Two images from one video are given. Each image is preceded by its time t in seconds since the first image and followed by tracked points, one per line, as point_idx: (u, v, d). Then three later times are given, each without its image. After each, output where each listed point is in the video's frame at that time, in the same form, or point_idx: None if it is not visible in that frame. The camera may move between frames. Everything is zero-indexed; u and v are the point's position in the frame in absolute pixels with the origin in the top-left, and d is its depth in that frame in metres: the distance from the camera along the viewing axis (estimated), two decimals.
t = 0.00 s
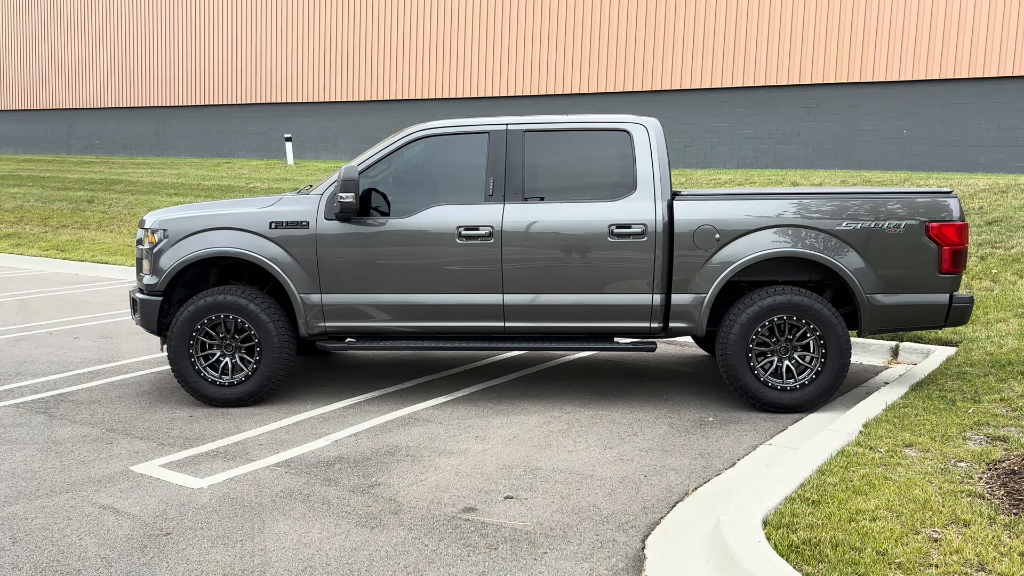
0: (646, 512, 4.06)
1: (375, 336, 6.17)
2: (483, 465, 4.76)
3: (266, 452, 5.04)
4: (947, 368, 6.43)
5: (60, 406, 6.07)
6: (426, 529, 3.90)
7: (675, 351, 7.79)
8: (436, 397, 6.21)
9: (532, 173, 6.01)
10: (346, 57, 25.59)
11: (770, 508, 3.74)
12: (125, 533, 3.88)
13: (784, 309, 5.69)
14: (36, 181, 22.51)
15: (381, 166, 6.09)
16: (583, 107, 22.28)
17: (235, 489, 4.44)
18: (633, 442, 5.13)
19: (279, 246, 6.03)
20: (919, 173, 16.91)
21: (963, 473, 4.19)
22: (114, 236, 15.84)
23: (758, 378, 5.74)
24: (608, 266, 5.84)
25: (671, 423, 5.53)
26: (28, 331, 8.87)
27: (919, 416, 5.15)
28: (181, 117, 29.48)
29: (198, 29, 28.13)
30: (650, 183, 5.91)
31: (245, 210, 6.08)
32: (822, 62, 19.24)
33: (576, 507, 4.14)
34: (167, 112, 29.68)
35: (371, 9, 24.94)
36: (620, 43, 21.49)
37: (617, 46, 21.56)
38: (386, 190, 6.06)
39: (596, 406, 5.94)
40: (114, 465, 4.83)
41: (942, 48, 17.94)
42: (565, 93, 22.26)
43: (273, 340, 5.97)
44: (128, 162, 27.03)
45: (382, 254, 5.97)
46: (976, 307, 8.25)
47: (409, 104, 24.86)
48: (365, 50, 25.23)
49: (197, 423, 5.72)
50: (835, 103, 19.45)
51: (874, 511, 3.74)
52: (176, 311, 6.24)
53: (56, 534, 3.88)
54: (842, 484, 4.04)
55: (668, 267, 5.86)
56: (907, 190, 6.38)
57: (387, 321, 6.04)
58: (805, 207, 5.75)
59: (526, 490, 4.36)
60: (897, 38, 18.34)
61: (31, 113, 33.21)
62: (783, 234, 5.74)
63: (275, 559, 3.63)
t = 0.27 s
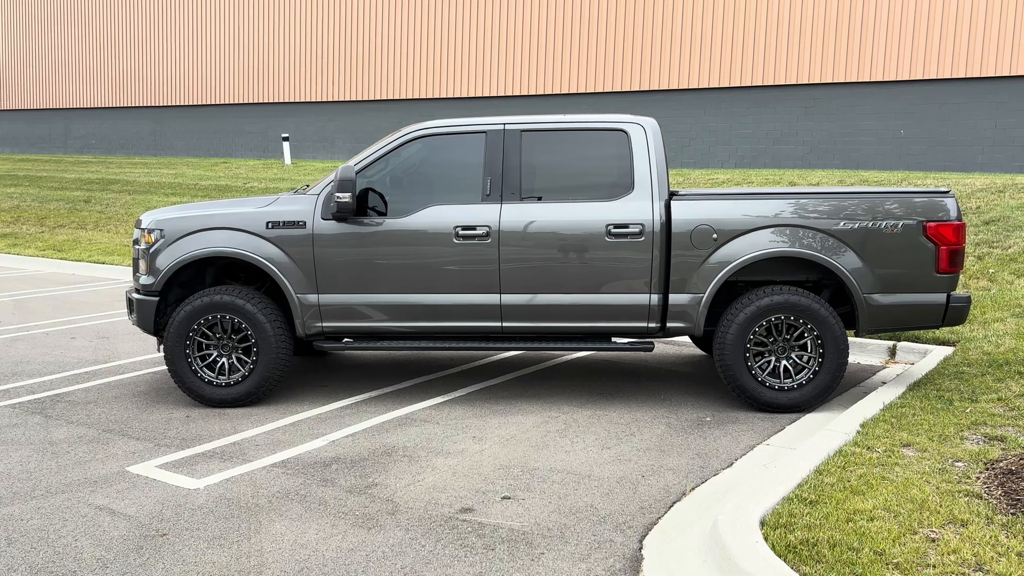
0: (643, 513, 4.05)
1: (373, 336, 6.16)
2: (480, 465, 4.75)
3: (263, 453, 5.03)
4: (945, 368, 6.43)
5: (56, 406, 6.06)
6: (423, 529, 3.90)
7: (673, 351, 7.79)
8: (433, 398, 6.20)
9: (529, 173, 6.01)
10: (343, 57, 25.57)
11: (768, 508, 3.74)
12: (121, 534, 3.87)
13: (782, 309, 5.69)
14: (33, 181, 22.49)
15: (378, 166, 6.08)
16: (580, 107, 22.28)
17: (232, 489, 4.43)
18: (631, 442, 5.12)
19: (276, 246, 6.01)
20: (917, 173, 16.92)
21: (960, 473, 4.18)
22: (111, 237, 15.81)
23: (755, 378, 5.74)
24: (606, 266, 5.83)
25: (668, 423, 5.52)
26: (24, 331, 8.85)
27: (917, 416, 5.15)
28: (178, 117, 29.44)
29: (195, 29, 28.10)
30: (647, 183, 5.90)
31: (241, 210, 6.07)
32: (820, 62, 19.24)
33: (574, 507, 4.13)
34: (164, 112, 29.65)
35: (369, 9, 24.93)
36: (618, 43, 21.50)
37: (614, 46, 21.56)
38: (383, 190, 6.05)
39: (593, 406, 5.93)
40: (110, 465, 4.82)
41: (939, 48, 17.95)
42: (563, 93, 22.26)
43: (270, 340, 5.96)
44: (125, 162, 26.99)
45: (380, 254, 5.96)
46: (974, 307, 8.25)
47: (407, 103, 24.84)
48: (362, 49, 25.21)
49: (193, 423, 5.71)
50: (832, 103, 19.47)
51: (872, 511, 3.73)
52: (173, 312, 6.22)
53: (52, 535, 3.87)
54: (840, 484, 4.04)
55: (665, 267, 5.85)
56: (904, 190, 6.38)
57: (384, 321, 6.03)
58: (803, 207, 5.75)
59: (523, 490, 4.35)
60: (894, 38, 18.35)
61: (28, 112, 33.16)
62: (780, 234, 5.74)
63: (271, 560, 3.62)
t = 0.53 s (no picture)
0: (640, 512, 4.04)
1: (369, 335, 6.15)
2: (476, 464, 4.74)
3: (259, 452, 5.02)
4: (942, 367, 6.42)
5: (51, 406, 6.04)
6: (419, 529, 3.88)
7: (670, 351, 7.78)
8: (430, 397, 6.18)
9: (526, 172, 5.99)
10: (341, 56, 25.54)
11: (764, 508, 3.73)
12: (115, 534, 3.85)
13: (778, 308, 5.68)
14: (30, 181, 22.44)
15: (374, 166, 6.06)
16: (578, 106, 22.27)
17: (227, 489, 4.41)
18: (628, 441, 5.11)
19: (272, 246, 6.00)
20: (914, 172, 16.93)
21: (956, 472, 4.18)
22: (108, 236, 15.77)
23: (752, 377, 5.73)
24: (602, 265, 5.82)
25: (665, 423, 5.51)
26: (20, 331, 8.82)
27: (914, 415, 5.14)
28: (175, 116, 29.40)
29: (192, 28, 28.06)
30: (644, 182, 5.89)
31: (237, 210, 6.05)
32: (817, 62, 19.25)
33: (570, 507, 4.12)
34: (161, 111, 29.60)
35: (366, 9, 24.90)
36: (616, 43, 21.49)
37: (612, 45, 21.55)
38: (379, 189, 6.04)
39: (590, 406, 5.92)
40: (105, 465, 4.80)
41: (936, 48, 17.95)
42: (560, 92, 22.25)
43: (265, 339, 5.94)
44: (122, 162, 26.95)
45: (376, 253, 5.95)
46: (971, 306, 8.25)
47: (404, 103, 24.81)
48: (360, 49, 25.19)
49: (189, 423, 5.69)
50: (829, 103, 19.47)
51: (868, 510, 3.73)
52: (168, 311, 6.20)
53: (46, 536, 3.86)
54: (836, 483, 4.03)
55: (662, 267, 5.85)
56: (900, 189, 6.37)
57: (381, 320, 6.01)
58: (800, 206, 5.74)
59: (519, 490, 4.34)
60: (892, 38, 18.36)
61: (25, 112, 33.10)
62: (777, 233, 5.73)
63: (266, 560, 3.61)
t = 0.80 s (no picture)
0: (637, 512, 4.03)
1: (366, 335, 6.13)
2: (474, 464, 4.73)
3: (256, 452, 5.00)
4: (940, 367, 6.42)
5: (48, 406, 6.02)
6: (416, 529, 3.87)
7: (668, 350, 7.77)
8: (427, 397, 6.17)
9: (523, 172, 5.98)
10: (338, 56, 25.52)
11: (762, 507, 3.72)
12: (111, 535, 3.84)
13: (776, 308, 5.68)
14: (27, 180, 22.40)
15: (371, 165, 6.05)
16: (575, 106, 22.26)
17: (223, 489, 4.40)
18: (625, 441, 5.10)
19: (269, 245, 5.98)
20: (911, 172, 16.93)
21: (954, 472, 4.17)
22: (104, 236, 15.73)
23: (750, 377, 5.72)
24: (600, 265, 5.82)
25: (663, 422, 5.50)
26: (16, 331, 8.79)
27: (912, 415, 5.14)
28: (172, 116, 29.35)
29: (190, 28, 28.02)
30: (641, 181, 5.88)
31: (234, 209, 6.04)
32: (814, 61, 19.25)
33: (567, 507, 4.11)
34: (158, 111, 29.55)
35: (363, 8, 24.88)
36: (613, 42, 21.48)
37: (609, 45, 21.54)
38: (377, 188, 6.02)
39: (588, 405, 5.91)
40: (101, 465, 4.79)
41: (934, 48, 17.97)
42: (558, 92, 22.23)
43: (262, 339, 5.93)
44: (119, 161, 26.90)
45: (373, 253, 5.93)
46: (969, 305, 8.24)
47: (402, 102, 24.78)
48: (357, 48, 25.15)
49: (185, 422, 5.67)
50: (827, 102, 19.47)
51: (866, 510, 3.72)
52: (165, 311, 6.18)
53: (41, 536, 3.84)
54: (834, 483, 4.03)
55: (659, 266, 5.84)
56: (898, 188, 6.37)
57: (378, 319, 6.00)
58: (798, 205, 5.73)
59: (517, 490, 4.33)
60: (889, 37, 18.37)
61: (22, 112, 33.04)
62: (775, 232, 5.72)
63: (263, 560, 3.60)
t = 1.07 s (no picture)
0: (636, 513, 4.02)
1: (364, 335, 6.12)
2: (471, 465, 4.71)
3: (252, 453, 4.99)
4: (938, 367, 6.41)
5: (44, 406, 6.00)
6: (413, 530, 3.86)
7: (666, 350, 7.76)
8: (425, 397, 6.15)
9: (522, 172, 5.97)
10: (336, 55, 25.48)
11: (760, 508, 3.71)
12: (107, 536, 3.82)
13: (774, 308, 5.67)
14: (24, 180, 22.34)
15: (368, 165, 6.04)
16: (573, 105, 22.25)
17: (220, 490, 4.38)
18: (623, 441, 5.09)
19: (266, 245, 5.96)
20: (909, 172, 16.94)
21: (953, 473, 4.16)
22: (101, 236, 15.69)
23: (748, 377, 5.71)
24: (598, 265, 5.80)
25: (660, 423, 5.49)
26: (12, 331, 8.76)
27: (910, 415, 5.13)
28: (170, 116, 29.30)
29: (187, 27, 27.98)
30: (640, 182, 5.87)
31: (231, 209, 6.02)
32: (812, 61, 19.26)
33: (565, 508, 4.10)
34: (156, 110, 29.49)
35: (361, 8, 24.86)
36: (611, 42, 21.47)
37: (607, 45, 21.53)
38: (374, 188, 6.01)
39: (585, 406, 5.90)
40: (97, 466, 4.77)
41: (932, 48, 17.98)
42: (556, 91, 22.22)
43: (259, 339, 5.91)
44: (116, 161, 26.85)
45: (371, 253, 5.92)
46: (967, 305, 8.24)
47: (400, 102, 24.76)
48: (355, 48, 25.13)
49: (182, 423, 5.65)
50: (825, 102, 19.48)
51: (865, 511, 3.71)
52: (161, 311, 6.17)
53: (37, 537, 3.82)
54: (833, 483, 4.02)
55: (657, 266, 5.83)
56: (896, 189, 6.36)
57: (375, 320, 5.99)
58: (796, 205, 5.72)
59: (515, 491, 4.32)
60: (887, 38, 18.38)
61: (18, 111, 32.97)
62: (773, 232, 5.71)
63: (260, 561, 3.58)
